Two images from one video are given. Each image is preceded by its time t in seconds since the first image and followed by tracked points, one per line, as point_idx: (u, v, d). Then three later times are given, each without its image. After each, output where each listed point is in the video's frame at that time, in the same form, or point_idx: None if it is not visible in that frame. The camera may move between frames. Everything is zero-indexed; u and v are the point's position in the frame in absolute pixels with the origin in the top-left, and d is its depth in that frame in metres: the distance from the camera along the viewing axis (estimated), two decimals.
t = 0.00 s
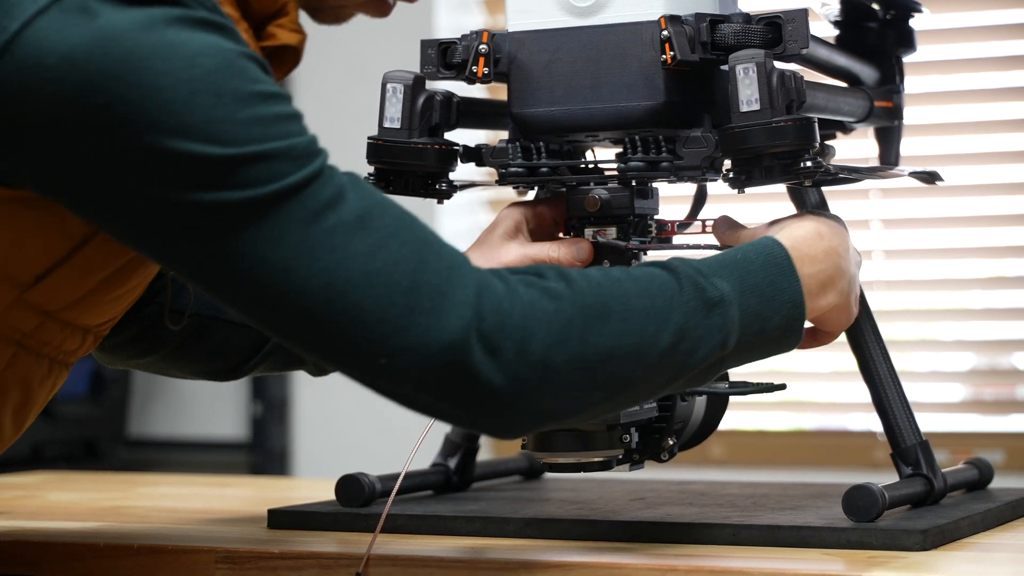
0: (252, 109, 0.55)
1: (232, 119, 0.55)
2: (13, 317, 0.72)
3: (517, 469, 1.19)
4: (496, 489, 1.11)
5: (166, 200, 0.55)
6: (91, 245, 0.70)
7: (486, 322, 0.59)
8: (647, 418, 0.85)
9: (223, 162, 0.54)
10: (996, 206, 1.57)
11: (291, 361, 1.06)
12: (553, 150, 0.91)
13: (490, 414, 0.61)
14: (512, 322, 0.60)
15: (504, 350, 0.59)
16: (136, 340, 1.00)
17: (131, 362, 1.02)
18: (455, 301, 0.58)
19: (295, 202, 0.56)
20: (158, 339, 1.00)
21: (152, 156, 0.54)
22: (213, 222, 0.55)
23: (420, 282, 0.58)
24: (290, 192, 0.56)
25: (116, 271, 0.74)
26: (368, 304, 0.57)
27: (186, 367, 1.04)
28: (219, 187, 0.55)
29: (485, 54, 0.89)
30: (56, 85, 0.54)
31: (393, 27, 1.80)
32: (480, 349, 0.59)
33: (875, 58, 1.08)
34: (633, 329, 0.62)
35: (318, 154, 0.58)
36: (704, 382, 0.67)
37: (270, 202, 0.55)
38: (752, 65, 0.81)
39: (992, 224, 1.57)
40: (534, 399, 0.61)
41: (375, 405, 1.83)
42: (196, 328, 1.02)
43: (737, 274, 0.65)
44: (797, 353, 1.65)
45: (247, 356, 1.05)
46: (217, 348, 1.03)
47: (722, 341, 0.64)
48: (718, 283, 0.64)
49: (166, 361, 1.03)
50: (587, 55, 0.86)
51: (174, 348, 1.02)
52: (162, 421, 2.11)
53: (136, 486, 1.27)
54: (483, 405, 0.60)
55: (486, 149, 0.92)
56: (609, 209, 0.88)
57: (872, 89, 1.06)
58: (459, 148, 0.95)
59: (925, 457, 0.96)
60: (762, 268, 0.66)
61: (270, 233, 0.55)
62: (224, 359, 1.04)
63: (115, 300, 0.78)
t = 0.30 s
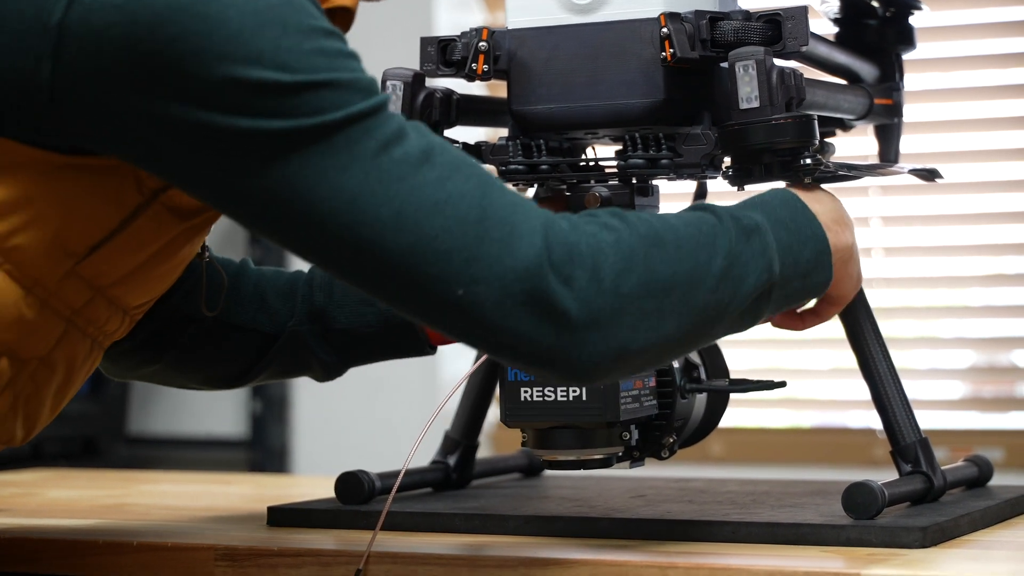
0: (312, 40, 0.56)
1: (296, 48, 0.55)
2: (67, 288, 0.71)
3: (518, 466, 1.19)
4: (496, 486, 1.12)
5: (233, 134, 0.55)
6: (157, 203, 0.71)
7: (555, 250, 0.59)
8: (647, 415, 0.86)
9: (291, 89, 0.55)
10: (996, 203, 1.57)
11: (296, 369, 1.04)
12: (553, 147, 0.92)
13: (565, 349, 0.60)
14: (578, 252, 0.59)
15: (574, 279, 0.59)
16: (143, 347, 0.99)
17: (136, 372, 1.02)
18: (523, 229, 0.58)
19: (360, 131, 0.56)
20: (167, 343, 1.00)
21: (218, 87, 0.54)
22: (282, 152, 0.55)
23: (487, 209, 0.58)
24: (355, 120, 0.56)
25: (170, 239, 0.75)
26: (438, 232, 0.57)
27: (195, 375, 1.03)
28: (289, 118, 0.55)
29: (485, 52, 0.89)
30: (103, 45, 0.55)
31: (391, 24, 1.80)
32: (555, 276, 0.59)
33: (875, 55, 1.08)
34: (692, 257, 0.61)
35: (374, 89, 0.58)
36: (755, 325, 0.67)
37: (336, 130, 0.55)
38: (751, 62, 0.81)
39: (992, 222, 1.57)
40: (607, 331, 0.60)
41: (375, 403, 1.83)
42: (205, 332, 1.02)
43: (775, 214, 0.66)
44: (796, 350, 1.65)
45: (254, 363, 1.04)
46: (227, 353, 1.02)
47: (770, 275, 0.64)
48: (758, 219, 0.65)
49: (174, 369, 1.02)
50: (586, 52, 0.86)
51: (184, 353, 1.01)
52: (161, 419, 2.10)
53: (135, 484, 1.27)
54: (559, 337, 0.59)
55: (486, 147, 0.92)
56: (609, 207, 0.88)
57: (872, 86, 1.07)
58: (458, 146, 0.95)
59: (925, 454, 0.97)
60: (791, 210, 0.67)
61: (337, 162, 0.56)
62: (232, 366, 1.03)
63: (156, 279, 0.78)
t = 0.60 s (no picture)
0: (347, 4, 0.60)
1: (334, 9, 0.59)
2: (90, 271, 0.70)
3: (514, 460, 1.19)
4: (492, 480, 1.12)
5: (272, 89, 0.57)
6: (182, 182, 0.71)
7: (587, 209, 0.61)
8: (640, 409, 0.85)
9: (331, 42, 0.57)
10: (994, 197, 1.57)
11: (296, 364, 1.03)
12: (549, 140, 0.92)
13: (599, 303, 0.61)
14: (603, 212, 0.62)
15: (603, 236, 0.61)
16: (148, 341, 1.00)
17: (139, 369, 1.02)
18: (553, 186, 0.61)
19: (398, 88, 0.59)
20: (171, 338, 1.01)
21: (260, 42, 0.57)
22: (325, 103, 0.58)
23: (520, 166, 0.60)
24: (392, 76, 0.59)
25: (191, 220, 0.75)
26: (480, 179, 0.59)
27: (196, 371, 1.03)
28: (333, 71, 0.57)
29: (482, 45, 0.89)
30: (133, 21, 0.57)
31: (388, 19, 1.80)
32: (588, 233, 0.61)
33: (872, 49, 1.08)
34: (705, 227, 0.65)
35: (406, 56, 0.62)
36: (755, 310, 0.69)
37: (376, 84, 0.58)
38: (748, 55, 0.81)
39: (989, 216, 1.57)
40: (637, 290, 0.62)
41: (374, 395, 1.83)
42: (207, 327, 1.01)
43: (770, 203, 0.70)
44: (793, 344, 1.66)
45: (255, 360, 1.03)
46: (229, 348, 1.02)
47: (772, 254, 0.68)
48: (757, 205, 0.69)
49: (176, 366, 1.02)
50: (583, 46, 0.86)
51: (186, 350, 1.01)
52: (158, 412, 2.11)
53: (132, 477, 1.27)
54: (593, 291, 0.61)
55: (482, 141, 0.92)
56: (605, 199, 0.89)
57: (868, 79, 1.06)
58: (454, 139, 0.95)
59: (921, 449, 0.96)
60: (783, 204, 0.71)
61: (380, 111, 0.58)
62: (233, 363, 1.03)
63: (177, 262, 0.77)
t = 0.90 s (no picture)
0: None
1: None
2: (55, 252, 0.71)
3: (511, 455, 1.19)
4: (489, 475, 1.12)
5: (231, 72, 0.57)
6: (148, 165, 0.71)
7: (544, 210, 0.60)
8: (639, 403, 0.85)
9: (296, 28, 0.57)
10: (990, 192, 1.57)
11: (294, 364, 1.03)
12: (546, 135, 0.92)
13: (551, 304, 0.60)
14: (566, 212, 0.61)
15: (561, 236, 0.60)
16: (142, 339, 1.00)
17: (135, 366, 1.02)
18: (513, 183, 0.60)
19: (359, 80, 0.59)
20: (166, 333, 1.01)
21: (223, 24, 0.57)
22: (282, 92, 0.57)
23: (476, 163, 0.59)
24: (352, 65, 0.58)
25: (162, 204, 0.75)
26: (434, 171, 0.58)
27: (192, 369, 1.03)
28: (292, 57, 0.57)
29: (479, 40, 0.89)
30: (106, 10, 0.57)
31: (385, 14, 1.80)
32: (543, 235, 0.60)
33: (868, 44, 1.08)
34: (675, 235, 0.63)
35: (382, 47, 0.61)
36: (732, 326, 0.67)
37: (336, 71, 0.58)
38: (745, 50, 0.80)
39: (985, 211, 1.57)
40: (590, 295, 0.61)
41: (369, 393, 1.84)
42: (202, 324, 1.01)
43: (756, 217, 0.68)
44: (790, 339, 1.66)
45: (251, 359, 1.03)
46: (224, 346, 1.02)
47: (749, 269, 0.65)
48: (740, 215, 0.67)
49: (171, 363, 1.02)
50: (580, 41, 0.86)
51: (181, 346, 1.01)
52: (155, 407, 2.11)
53: (129, 472, 1.27)
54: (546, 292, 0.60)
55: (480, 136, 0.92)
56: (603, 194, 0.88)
57: (865, 75, 1.06)
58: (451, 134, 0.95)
59: (919, 444, 0.97)
60: (774, 217, 0.68)
61: (337, 102, 0.58)
62: (228, 360, 1.02)
63: (149, 250, 0.78)
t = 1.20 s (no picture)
0: None
1: None
2: None
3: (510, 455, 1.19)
4: (488, 475, 1.11)
5: None
6: None
7: (60, 375, 0.43)
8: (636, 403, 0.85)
9: None
10: (990, 191, 1.57)
11: (288, 352, 1.02)
12: (544, 134, 0.91)
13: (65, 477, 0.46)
14: (96, 365, 0.44)
15: (84, 407, 0.44)
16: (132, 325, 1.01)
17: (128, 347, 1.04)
18: (63, 316, 0.43)
19: None
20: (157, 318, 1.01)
21: None
22: None
23: None
24: None
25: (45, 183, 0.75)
26: None
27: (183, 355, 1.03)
28: None
29: (477, 39, 0.89)
30: None
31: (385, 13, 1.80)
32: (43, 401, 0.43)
33: (868, 43, 1.08)
34: (238, 450, 0.45)
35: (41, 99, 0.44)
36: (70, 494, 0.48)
37: None
38: (744, 49, 0.81)
39: (985, 210, 1.56)
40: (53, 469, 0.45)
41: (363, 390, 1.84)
42: (193, 312, 1.01)
43: (330, 400, 0.47)
44: (790, 338, 1.66)
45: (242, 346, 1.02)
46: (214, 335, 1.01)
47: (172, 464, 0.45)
48: (294, 403, 0.47)
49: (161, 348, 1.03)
50: (579, 40, 0.86)
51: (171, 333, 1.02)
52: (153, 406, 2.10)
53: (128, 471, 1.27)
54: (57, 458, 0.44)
55: (478, 134, 0.92)
56: (601, 193, 0.88)
57: (865, 74, 1.07)
58: (449, 134, 0.95)
59: (918, 443, 0.96)
60: (348, 408, 0.47)
61: None
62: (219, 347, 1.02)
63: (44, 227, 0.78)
